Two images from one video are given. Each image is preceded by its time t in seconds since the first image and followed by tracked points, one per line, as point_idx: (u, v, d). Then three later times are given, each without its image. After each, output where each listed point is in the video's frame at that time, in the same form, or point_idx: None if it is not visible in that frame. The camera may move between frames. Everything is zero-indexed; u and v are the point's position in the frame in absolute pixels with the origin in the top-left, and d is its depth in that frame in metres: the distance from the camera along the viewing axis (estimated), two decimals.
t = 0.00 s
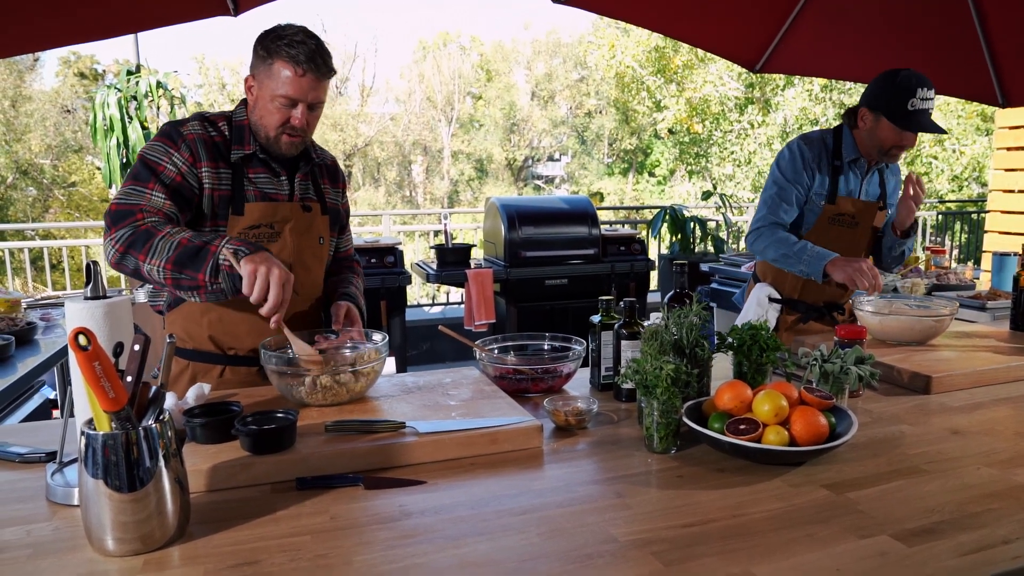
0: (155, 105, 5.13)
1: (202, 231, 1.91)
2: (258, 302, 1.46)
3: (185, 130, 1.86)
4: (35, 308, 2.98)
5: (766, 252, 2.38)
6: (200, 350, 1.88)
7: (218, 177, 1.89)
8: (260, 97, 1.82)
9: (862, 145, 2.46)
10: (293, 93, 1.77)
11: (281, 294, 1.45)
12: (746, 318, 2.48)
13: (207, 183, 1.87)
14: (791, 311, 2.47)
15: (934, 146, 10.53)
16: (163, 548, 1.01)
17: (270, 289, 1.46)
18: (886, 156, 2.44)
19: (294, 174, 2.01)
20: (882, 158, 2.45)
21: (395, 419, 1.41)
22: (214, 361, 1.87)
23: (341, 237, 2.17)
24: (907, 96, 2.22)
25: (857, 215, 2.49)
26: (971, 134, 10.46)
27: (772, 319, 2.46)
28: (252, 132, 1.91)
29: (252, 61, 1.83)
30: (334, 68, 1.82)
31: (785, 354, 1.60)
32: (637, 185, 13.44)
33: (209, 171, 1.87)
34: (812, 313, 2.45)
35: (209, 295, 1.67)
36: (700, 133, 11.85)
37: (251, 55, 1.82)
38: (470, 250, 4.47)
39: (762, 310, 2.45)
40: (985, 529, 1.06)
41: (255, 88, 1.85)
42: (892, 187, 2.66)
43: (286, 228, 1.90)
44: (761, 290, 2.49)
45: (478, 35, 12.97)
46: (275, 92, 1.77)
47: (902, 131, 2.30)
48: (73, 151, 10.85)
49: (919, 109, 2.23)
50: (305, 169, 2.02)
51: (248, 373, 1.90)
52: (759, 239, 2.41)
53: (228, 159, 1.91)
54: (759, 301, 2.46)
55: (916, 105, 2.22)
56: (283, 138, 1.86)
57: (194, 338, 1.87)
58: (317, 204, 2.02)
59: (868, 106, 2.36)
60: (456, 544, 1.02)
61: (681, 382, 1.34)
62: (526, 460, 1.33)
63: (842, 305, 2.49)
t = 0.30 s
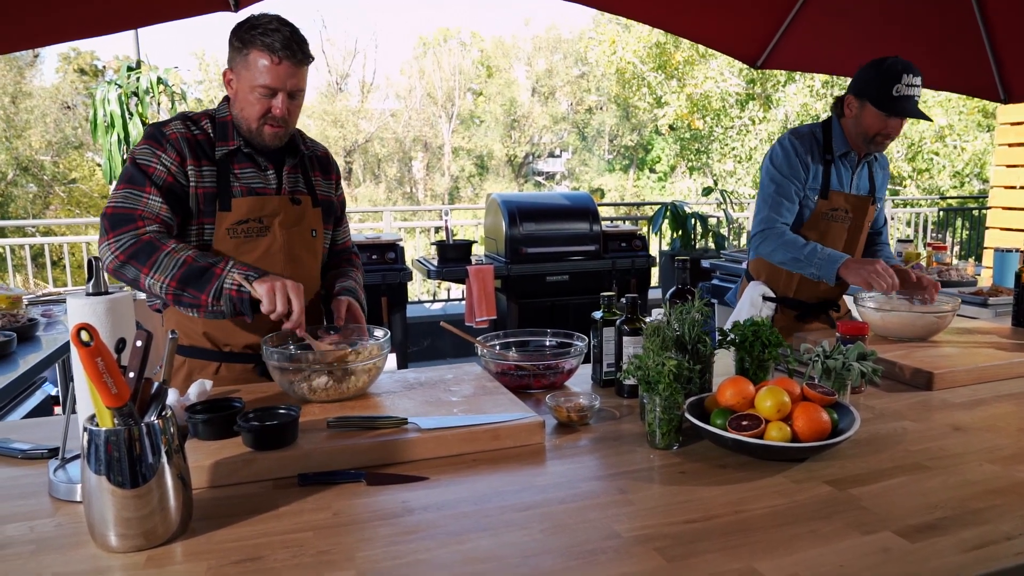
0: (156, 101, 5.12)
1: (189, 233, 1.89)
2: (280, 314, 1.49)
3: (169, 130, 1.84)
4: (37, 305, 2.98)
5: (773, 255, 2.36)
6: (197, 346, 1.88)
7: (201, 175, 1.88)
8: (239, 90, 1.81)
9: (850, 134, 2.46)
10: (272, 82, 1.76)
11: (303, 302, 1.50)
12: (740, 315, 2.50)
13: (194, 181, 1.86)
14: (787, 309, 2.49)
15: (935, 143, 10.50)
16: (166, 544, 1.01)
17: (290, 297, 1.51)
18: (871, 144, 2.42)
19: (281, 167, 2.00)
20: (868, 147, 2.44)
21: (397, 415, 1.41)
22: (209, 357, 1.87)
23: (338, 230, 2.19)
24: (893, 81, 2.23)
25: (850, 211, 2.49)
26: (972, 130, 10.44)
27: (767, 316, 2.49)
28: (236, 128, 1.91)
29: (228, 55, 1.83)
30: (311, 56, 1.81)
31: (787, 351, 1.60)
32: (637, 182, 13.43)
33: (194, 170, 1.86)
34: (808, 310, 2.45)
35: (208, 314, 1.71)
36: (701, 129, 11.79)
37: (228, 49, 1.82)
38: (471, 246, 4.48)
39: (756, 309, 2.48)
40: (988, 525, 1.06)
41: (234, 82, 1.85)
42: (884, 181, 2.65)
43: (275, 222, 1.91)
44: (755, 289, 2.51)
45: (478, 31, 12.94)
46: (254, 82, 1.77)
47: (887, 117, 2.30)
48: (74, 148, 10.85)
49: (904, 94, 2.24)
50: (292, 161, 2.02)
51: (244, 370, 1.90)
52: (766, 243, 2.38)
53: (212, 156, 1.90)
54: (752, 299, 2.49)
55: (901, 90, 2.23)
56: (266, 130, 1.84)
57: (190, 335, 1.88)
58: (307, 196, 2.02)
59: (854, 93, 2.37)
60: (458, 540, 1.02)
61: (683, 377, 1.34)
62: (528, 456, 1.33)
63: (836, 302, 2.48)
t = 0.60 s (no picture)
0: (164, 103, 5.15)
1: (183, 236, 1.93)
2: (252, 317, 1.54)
3: (159, 138, 1.89)
4: (45, 305, 2.99)
5: (783, 264, 2.36)
6: (205, 348, 1.88)
7: (194, 180, 1.90)
8: (237, 91, 1.82)
9: (843, 133, 2.45)
10: (270, 83, 1.77)
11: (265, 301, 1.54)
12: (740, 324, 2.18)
13: (183, 187, 1.89)
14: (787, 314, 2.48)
15: (943, 144, 10.45)
16: (175, 545, 1.01)
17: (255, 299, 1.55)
18: (865, 144, 2.42)
19: (280, 166, 2.01)
20: (861, 146, 2.44)
21: (406, 417, 1.41)
22: (218, 359, 1.88)
23: (345, 227, 2.18)
24: (891, 81, 2.23)
25: (849, 213, 2.48)
26: (981, 132, 10.35)
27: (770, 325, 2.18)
28: (231, 129, 1.93)
29: (224, 56, 1.83)
30: (308, 53, 1.81)
31: (796, 354, 1.59)
32: (644, 183, 13.42)
33: (184, 175, 1.89)
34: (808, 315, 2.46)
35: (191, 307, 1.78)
36: (708, 131, 11.76)
37: (222, 50, 1.83)
38: (478, 248, 4.48)
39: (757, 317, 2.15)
40: (1000, 531, 1.05)
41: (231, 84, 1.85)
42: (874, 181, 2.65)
43: (276, 221, 1.90)
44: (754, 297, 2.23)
45: (486, 32, 13.03)
46: (253, 84, 1.77)
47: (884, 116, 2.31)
48: (82, 148, 10.90)
49: (902, 94, 2.25)
50: (289, 161, 2.02)
51: (253, 372, 1.91)
52: (774, 252, 2.36)
53: (208, 159, 1.92)
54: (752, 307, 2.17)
55: (899, 90, 2.24)
56: (266, 131, 1.86)
57: (197, 337, 1.88)
58: (309, 194, 2.02)
59: (846, 93, 2.36)
60: (468, 543, 1.01)
61: (692, 381, 1.34)
62: (536, 459, 1.33)
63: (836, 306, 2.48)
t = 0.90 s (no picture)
0: (171, 99, 5.15)
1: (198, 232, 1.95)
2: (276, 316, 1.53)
3: (172, 133, 1.90)
4: (52, 300, 3.00)
5: (807, 260, 2.32)
6: (215, 342, 1.90)
7: (205, 176, 1.91)
8: (250, 89, 1.82)
9: (861, 130, 2.46)
10: (282, 79, 1.76)
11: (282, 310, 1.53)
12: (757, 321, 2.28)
13: (195, 183, 1.90)
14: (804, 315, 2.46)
15: (951, 144, 10.40)
16: (181, 541, 1.01)
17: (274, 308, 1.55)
18: (884, 140, 2.41)
19: (293, 162, 2.01)
20: (881, 143, 2.43)
21: (412, 415, 1.41)
22: (228, 353, 1.89)
23: (363, 223, 2.20)
24: (916, 77, 2.21)
25: (867, 212, 2.47)
26: (989, 131, 10.27)
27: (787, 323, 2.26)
28: (244, 124, 1.93)
29: (236, 53, 1.83)
30: (318, 47, 1.80)
31: (803, 354, 1.59)
32: (650, 181, 13.41)
33: (195, 172, 1.90)
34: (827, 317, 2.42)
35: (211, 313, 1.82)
36: (714, 129, 11.73)
37: (234, 47, 1.82)
38: (483, 245, 4.48)
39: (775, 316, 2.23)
40: (1009, 534, 1.04)
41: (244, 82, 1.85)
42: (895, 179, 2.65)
43: (286, 218, 1.89)
44: (772, 296, 2.34)
45: (491, 30, 12.97)
46: (264, 81, 1.77)
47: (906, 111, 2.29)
48: (89, 145, 10.93)
49: (926, 91, 2.21)
50: (303, 157, 2.02)
51: (262, 366, 1.92)
52: (797, 248, 2.34)
53: (222, 154, 1.93)
54: (770, 305, 2.27)
55: (923, 87, 2.21)
56: (281, 128, 1.86)
57: (207, 332, 1.90)
58: (322, 189, 2.02)
59: (873, 85, 2.35)
60: (474, 541, 1.01)
61: (699, 380, 1.33)
62: (542, 457, 1.33)
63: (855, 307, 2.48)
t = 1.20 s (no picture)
0: (173, 99, 5.16)
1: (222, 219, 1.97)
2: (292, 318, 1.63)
3: (214, 120, 1.91)
4: (55, 300, 3.01)
5: (834, 254, 2.29)
6: (236, 337, 1.93)
7: (238, 167, 1.93)
8: (293, 87, 1.82)
9: (891, 130, 2.44)
10: (323, 81, 1.77)
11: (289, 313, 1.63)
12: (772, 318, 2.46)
13: (226, 174, 1.92)
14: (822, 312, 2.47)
15: (955, 144, 10.40)
16: (181, 542, 1.01)
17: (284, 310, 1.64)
18: (914, 140, 2.39)
19: (328, 162, 2.02)
20: (910, 143, 2.41)
21: (413, 415, 1.40)
22: (248, 348, 1.92)
23: (395, 230, 2.22)
24: (948, 77, 2.19)
25: (886, 212, 2.43)
26: (993, 131, 10.23)
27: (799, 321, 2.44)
28: (285, 120, 1.95)
29: (283, 51, 1.84)
30: (363, 51, 1.80)
31: (805, 354, 1.58)
32: (653, 181, 13.38)
33: (229, 162, 1.92)
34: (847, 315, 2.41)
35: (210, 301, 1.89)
36: (718, 129, 11.71)
37: (281, 44, 1.83)
38: (485, 245, 4.47)
39: (788, 313, 2.44)
40: (1012, 536, 1.03)
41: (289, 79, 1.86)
42: (927, 180, 2.62)
43: (313, 217, 1.90)
44: (789, 292, 2.48)
45: (494, 30, 12.91)
46: (306, 81, 1.77)
47: (936, 112, 2.27)
48: (92, 144, 10.96)
49: (957, 91, 2.19)
50: (340, 157, 2.03)
51: (279, 363, 1.94)
52: (825, 241, 2.31)
53: (260, 147, 1.94)
54: (786, 303, 2.45)
55: (955, 87, 2.19)
56: (319, 128, 1.86)
57: (229, 325, 1.92)
58: (355, 191, 2.02)
59: (902, 86, 2.33)
60: (474, 541, 1.01)
61: (700, 380, 1.33)
62: (543, 458, 1.32)
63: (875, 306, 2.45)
